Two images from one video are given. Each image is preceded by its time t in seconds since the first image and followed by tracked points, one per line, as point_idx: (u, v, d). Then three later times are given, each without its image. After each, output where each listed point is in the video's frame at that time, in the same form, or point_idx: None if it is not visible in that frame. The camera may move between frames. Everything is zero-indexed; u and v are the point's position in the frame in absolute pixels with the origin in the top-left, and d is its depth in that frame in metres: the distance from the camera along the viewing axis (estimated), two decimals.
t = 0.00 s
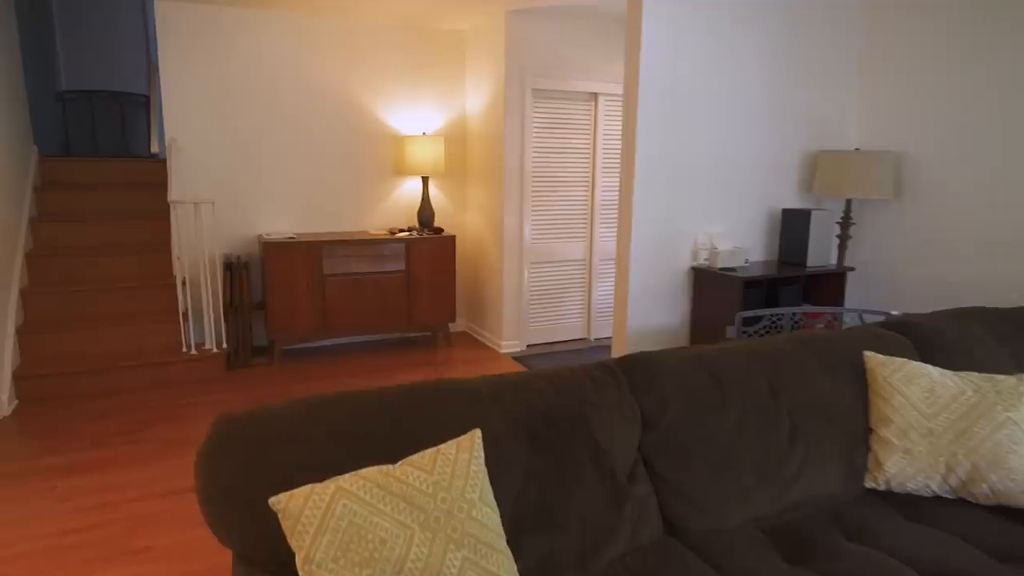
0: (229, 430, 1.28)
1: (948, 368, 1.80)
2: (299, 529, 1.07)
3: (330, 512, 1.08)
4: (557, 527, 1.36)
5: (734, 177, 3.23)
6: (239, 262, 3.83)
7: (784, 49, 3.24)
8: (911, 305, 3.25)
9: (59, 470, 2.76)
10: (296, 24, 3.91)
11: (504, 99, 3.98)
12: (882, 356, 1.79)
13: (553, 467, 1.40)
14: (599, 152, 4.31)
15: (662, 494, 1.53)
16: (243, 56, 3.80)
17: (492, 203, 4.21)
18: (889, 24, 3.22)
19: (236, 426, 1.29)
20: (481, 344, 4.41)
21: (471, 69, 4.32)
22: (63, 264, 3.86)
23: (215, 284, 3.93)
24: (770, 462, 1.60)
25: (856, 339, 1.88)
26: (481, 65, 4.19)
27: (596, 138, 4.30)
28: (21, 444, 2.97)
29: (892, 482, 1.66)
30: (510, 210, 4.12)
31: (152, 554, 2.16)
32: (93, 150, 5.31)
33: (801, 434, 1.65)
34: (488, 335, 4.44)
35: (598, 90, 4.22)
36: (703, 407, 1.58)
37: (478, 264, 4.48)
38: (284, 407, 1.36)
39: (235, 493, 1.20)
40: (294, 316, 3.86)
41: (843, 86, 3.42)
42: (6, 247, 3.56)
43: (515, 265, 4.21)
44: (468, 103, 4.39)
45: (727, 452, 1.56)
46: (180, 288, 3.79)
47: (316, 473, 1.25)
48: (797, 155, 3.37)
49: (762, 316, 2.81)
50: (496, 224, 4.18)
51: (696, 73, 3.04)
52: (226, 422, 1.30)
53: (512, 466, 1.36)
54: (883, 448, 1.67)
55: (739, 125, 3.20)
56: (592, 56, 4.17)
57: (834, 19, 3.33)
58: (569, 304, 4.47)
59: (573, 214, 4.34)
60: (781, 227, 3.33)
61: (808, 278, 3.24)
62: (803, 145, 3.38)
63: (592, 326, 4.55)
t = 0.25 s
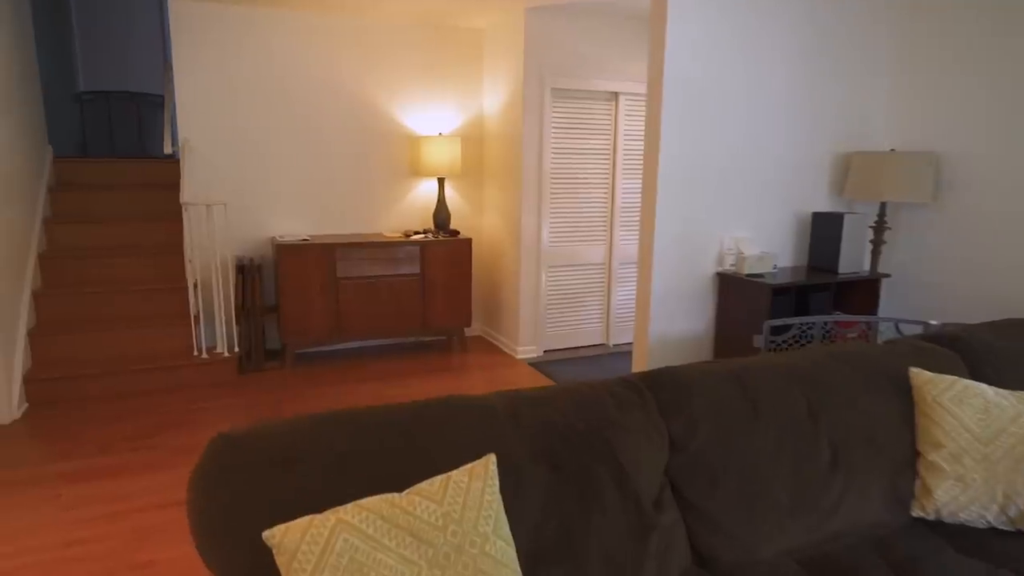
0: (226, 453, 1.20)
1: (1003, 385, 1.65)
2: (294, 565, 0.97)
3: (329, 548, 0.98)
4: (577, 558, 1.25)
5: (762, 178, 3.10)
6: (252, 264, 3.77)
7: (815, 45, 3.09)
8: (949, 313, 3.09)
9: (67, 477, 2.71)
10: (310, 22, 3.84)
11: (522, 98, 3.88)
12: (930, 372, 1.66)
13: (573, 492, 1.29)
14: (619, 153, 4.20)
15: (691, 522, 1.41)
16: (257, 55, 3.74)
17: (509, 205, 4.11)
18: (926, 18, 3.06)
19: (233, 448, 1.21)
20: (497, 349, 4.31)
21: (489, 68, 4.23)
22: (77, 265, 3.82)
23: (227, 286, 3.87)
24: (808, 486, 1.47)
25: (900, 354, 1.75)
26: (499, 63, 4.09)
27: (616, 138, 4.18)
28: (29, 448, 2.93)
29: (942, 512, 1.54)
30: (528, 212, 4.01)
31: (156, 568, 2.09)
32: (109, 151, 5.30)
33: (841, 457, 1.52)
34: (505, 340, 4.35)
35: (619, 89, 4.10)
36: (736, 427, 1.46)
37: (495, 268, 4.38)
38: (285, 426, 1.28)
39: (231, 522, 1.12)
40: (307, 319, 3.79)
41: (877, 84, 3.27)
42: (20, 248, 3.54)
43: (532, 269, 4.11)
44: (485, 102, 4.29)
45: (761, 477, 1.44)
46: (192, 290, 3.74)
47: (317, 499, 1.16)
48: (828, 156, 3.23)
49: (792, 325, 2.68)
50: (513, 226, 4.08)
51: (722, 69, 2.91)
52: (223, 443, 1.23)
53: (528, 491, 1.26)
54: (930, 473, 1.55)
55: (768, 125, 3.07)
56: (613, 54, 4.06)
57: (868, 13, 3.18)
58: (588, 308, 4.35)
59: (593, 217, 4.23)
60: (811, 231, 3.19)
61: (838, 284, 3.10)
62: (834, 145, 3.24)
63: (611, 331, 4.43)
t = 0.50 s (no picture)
0: (213, 478, 1.11)
1: None
2: None
3: None
4: None
5: (787, 180, 2.97)
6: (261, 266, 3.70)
7: (845, 41, 2.95)
8: (985, 322, 2.94)
9: (68, 484, 2.64)
10: (321, 20, 3.77)
11: (537, 97, 3.77)
12: (977, 390, 1.53)
13: (591, 520, 1.19)
14: (637, 154, 4.08)
15: (719, 553, 1.29)
16: (266, 54, 3.67)
17: (523, 206, 4.01)
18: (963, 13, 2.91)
19: (222, 472, 1.12)
20: (510, 354, 4.21)
21: (503, 66, 4.13)
22: (85, 266, 3.78)
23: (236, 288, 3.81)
24: (846, 514, 1.35)
25: (943, 369, 1.62)
26: (514, 62, 3.99)
27: (634, 138, 4.06)
28: (33, 454, 2.87)
29: (996, 545, 1.42)
30: (543, 214, 3.91)
31: None
32: (121, 151, 5.23)
33: (882, 482, 1.40)
34: (518, 344, 4.24)
35: (638, 88, 3.98)
36: (768, 449, 1.35)
37: (508, 271, 4.28)
38: (278, 447, 1.19)
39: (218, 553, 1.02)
40: (316, 322, 3.72)
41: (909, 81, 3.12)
42: (28, 249, 3.50)
43: (547, 272, 4.00)
44: (499, 102, 4.19)
45: (796, 503, 1.33)
46: (201, 292, 3.68)
47: (312, 528, 1.07)
48: (857, 155, 3.09)
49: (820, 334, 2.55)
50: (528, 228, 3.98)
51: (747, 65, 2.80)
52: (211, 466, 1.14)
53: (543, 520, 1.15)
54: (984, 502, 1.43)
55: (794, 124, 2.94)
56: (631, 52, 3.94)
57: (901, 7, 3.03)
58: (604, 313, 4.23)
59: (609, 219, 4.11)
60: (839, 234, 3.05)
61: (868, 291, 2.96)
62: (863, 146, 3.10)
63: (627, 336, 4.31)
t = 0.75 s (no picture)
0: (196, 505, 1.01)
1: None
2: None
3: None
4: None
5: (811, 182, 2.84)
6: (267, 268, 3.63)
7: (872, 37, 2.83)
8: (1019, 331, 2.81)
9: (66, 492, 2.57)
10: (330, 18, 3.69)
11: (550, 97, 3.67)
12: None
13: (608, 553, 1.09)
14: (653, 155, 3.96)
15: None
16: (274, 53, 3.60)
17: (535, 208, 3.91)
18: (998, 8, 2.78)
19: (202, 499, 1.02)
20: (521, 360, 4.11)
21: (516, 65, 4.03)
22: (91, 267, 3.73)
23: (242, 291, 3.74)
24: (884, 546, 1.25)
25: (988, 386, 1.50)
26: (527, 60, 3.89)
27: (650, 139, 3.95)
28: (33, 460, 2.81)
29: None
30: (555, 216, 3.81)
31: None
32: (128, 151, 5.19)
33: (924, 511, 1.29)
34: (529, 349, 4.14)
35: (654, 87, 3.87)
36: (799, 474, 1.24)
37: (520, 274, 4.18)
38: (267, 471, 1.09)
39: None
40: (323, 326, 3.64)
41: (940, 79, 2.99)
42: (32, 249, 3.44)
43: (559, 276, 3.90)
44: (512, 101, 4.10)
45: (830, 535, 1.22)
46: (206, 295, 3.61)
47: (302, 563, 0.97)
48: (884, 156, 2.96)
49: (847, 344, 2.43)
50: (540, 231, 3.87)
51: (770, 61, 2.68)
52: (192, 493, 1.04)
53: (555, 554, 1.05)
54: None
55: (818, 124, 2.81)
56: (647, 51, 3.83)
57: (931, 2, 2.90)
58: (618, 318, 4.12)
59: (624, 221, 4.00)
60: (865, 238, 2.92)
61: (895, 298, 2.83)
62: (891, 147, 2.97)
63: (642, 342, 4.20)
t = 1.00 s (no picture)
0: (171, 536, 0.91)
1: None
2: None
3: None
4: None
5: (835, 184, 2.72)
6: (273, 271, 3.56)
7: (900, 33, 2.70)
8: None
9: (64, 501, 2.50)
10: (338, 16, 3.62)
11: (562, 96, 3.58)
12: None
13: None
14: (668, 155, 3.85)
15: None
16: (280, 51, 3.54)
17: (547, 210, 3.81)
18: None
19: (178, 527, 0.92)
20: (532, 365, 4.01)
21: (528, 63, 3.94)
22: (95, 268, 3.67)
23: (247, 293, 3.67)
24: None
25: None
26: (539, 58, 3.79)
27: (665, 139, 3.84)
28: (32, 466, 2.74)
29: None
30: (567, 218, 3.71)
31: None
32: (139, 149, 5.12)
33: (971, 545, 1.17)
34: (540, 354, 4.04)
35: (670, 86, 3.76)
36: (832, 502, 1.13)
37: (531, 277, 4.08)
38: (251, 496, 0.99)
39: None
40: (329, 330, 3.56)
41: (970, 76, 2.86)
42: (35, 249, 3.39)
43: (571, 279, 3.79)
44: (523, 101, 4.01)
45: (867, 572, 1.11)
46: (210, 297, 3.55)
47: None
48: (912, 156, 2.83)
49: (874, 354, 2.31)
50: (551, 233, 3.77)
51: (793, 58, 2.56)
52: (167, 520, 0.94)
53: None
54: None
55: (843, 122, 2.69)
56: (663, 48, 3.72)
57: None
58: (631, 322, 4.01)
59: (638, 224, 3.89)
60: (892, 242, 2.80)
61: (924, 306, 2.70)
62: (919, 147, 2.84)
63: (656, 348, 4.08)
